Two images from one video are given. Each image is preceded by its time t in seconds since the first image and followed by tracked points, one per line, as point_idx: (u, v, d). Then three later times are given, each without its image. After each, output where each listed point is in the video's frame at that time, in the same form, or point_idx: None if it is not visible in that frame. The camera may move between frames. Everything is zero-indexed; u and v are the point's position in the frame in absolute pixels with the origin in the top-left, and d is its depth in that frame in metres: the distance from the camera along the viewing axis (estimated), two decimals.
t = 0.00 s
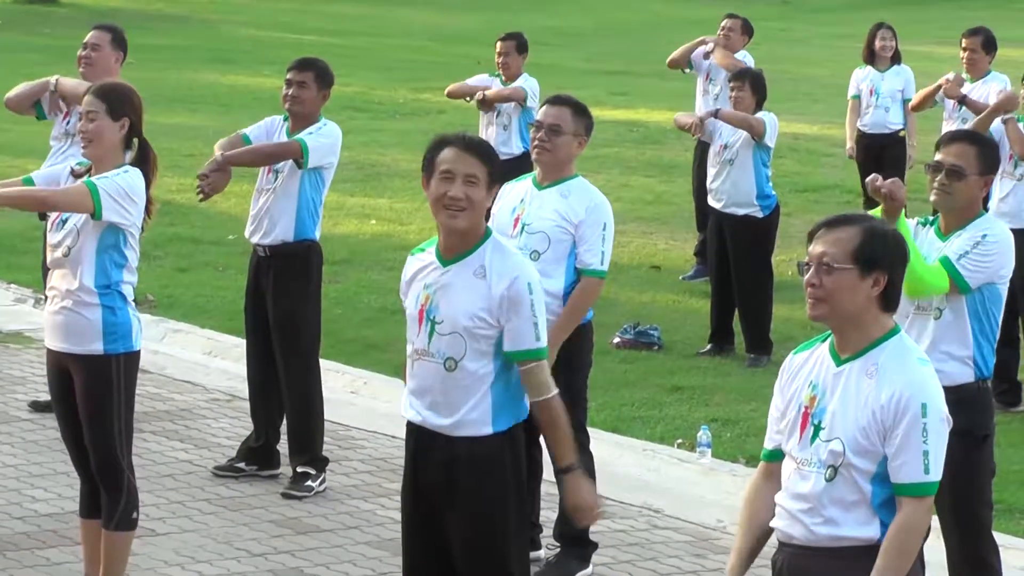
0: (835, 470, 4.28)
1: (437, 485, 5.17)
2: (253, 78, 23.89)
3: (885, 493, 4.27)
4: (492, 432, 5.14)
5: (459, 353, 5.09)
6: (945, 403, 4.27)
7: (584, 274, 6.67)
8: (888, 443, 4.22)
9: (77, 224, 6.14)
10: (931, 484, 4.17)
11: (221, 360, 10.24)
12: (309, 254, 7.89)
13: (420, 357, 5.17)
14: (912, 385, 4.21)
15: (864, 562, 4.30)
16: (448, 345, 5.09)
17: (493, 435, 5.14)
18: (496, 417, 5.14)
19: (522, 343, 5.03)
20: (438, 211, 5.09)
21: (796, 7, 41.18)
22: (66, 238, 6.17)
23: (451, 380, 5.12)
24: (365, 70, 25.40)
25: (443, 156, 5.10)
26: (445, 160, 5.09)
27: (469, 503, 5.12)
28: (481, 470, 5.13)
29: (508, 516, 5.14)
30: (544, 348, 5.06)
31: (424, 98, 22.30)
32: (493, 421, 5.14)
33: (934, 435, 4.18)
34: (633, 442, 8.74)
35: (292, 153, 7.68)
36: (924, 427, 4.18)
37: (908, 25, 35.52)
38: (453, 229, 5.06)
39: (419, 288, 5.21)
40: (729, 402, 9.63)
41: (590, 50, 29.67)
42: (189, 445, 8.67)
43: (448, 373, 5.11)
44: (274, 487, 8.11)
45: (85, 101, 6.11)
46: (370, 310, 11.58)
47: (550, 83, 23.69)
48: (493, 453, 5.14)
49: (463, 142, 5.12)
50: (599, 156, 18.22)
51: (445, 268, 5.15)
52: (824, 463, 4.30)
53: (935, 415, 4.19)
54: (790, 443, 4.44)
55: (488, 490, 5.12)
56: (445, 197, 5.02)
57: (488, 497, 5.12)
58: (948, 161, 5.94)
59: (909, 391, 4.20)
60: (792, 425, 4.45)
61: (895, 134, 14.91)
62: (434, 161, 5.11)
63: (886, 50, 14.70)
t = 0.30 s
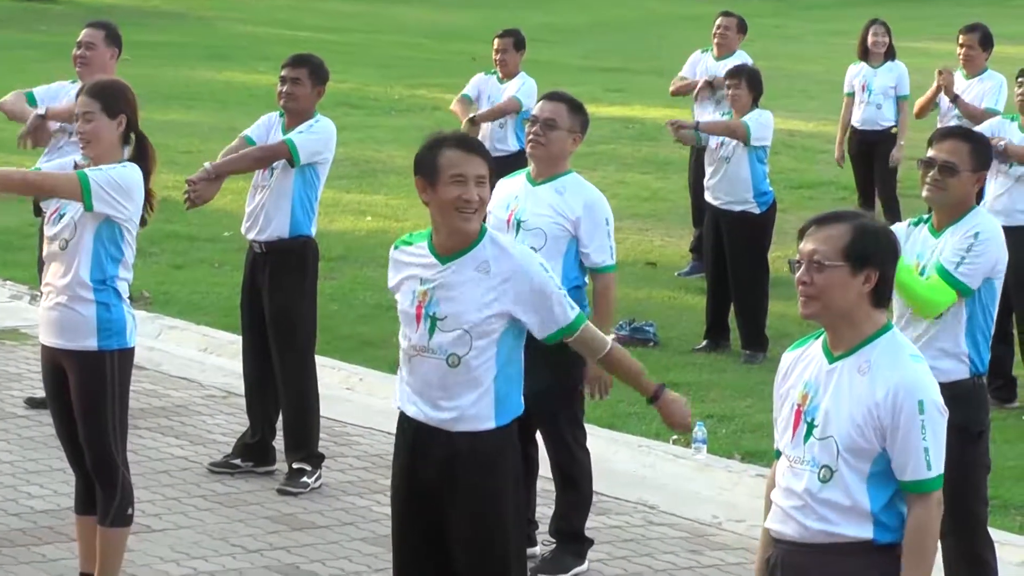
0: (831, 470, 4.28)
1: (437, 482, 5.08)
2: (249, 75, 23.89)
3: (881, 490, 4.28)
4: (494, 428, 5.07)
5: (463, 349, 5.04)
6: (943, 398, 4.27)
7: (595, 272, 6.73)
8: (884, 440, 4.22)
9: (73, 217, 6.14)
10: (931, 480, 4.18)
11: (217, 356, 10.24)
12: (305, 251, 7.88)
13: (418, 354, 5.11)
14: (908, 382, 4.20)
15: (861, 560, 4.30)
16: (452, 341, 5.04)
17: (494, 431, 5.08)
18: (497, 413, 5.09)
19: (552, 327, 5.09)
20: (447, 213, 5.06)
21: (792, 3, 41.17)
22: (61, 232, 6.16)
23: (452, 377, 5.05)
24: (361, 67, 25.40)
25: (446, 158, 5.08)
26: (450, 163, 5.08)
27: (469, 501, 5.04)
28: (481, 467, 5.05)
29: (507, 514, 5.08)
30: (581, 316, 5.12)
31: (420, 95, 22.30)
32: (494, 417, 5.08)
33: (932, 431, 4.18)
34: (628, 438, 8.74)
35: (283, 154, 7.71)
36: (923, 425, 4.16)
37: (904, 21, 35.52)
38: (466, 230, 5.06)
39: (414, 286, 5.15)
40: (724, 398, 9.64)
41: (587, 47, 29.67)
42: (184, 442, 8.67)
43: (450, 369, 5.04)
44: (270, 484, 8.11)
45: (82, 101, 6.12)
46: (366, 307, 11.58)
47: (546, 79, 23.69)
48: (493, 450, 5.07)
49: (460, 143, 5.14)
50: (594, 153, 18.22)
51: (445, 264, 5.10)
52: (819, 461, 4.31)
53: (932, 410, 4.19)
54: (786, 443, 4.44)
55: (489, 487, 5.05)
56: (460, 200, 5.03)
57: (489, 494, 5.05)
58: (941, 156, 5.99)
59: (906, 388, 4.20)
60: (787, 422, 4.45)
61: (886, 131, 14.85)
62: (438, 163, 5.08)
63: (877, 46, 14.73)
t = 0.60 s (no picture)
0: (828, 467, 4.28)
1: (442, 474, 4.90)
2: (245, 71, 23.88)
3: (875, 485, 4.27)
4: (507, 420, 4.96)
5: (475, 344, 4.86)
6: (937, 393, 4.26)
7: (590, 269, 6.67)
8: (879, 436, 4.22)
9: (71, 211, 6.13)
10: (924, 475, 4.16)
11: (213, 353, 10.23)
12: (300, 247, 7.87)
13: (427, 351, 4.89)
14: (902, 376, 4.20)
15: (855, 556, 4.30)
16: (465, 337, 4.86)
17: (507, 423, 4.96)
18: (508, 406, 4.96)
19: (511, 328, 4.83)
20: (459, 209, 4.85)
21: None
22: (60, 225, 6.17)
23: (465, 374, 4.87)
24: (357, 63, 25.39)
25: (461, 155, 4.85)
26: (465, 160, 4.84)
27: (480, 495, 4.88)
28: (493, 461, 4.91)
29: (512, 513, 4.92)
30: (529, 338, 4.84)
31: (416, 91, 22.30)
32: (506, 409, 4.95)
33: (927, 426, 4.17)
34: (623, 434, 8.74)
35: (273, 147, 7.69)
36: (916, 420, 4.16)
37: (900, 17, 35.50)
38: (477, 229, 4.88)
39: (422, 282, 4.90)
40: (720, 394, 9.63)
41: (583, 42, 29.66)
42: (180, 438, 8.67)
43: (463, 365, 4.86)
44: (266, 480, 8.10)
45: (78, 98, 6.10)
46: (362, 303, 11.58)
47: (543, 75, 23.68)
48: (505, 443, 4.95)
49: (472, 137, 4.89)
50: (590, 149, 18.22)
51: (454, 260, 4.89)
52: (815, 457, 4.30)
53: (926, 404, 4.18)
54: (784, 440, 4.43)
55: (501, 481, 4.91)
56: (474, 200, 4.82)
57: (500, 490, 4.90)
58: (931, 152, 5.98)
59: (899, 383, 4.19)
60: (783, 419, 4.45)
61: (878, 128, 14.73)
62: (452, 160, 4.84)
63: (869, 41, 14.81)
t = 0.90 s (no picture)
0: (823, 463, 4.28)
1: (438, 473, 4.89)
2: (239, 68, 23.87)
3: (868, 481, 4.28)
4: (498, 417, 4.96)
5: (467, 342, 4.89)
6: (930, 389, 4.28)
7: (572, 262, 6.69)
8: (873, 431, 4.23)
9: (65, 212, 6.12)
10: (915, 472, 4.18)
11: (207, 349, 10.23)
12: (295, 245, 7.87)
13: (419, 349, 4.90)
14: (898, 373, 4.22)
15: (848, 552, 4.31)
16: (459, 334, 4.88)
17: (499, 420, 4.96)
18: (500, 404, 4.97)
19: (500, 319, 4.85)
20: (453, 205, 4.86)
21: None
22: (54, 225, 6.16)
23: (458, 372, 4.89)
24: (351, 60, 25.37)
25: (456, 153, 4.87)
26: (459, 157, 4.86)
27: (476, 493, 4.87)
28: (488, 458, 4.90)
29: (505, 512, 4.92)
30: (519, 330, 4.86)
31: (410, 88, 22.29)
32: (497, 406, 4.96)
33: (921, 423, 4.18)
34: (618, 431, 8.74)
35: (268, 145, 7.70)
36: (909, 417, 4.17)
37: (894, 15, 35.50)
38: (471, 226, 4.88)
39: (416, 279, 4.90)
40: (714, 391, 9.64)
41: (578, 40, 29.66)
42: (174, 434, 8.66)
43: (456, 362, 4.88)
44: (260, 477, 8.11)
45: (75, 93, 6.09)
46: (357, 299, 11.58)
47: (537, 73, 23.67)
48: (498, 439, 4.95)
49: (466, 135, 4.92)
50: (584, 146, 18.23)
51: (447, 258, 4.89)
52: (811, 453, 4.31)
53: (920, 402, 4.19)
54: (779, 435, 4.42)
55: (495, 477, 4.90)
56: (468, 195, 4.83)
57: (494, 488, 4.89)
58: (922, 147, 5.96)
59: (894, 379, 4.21)
60: (778, 413, 4.45)
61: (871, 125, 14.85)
62: (446, 156, 4.87)
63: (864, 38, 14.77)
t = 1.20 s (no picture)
0: (821, 462, 4.28)
1: (429, 473, 4.91)
2: (234, 67, 23.84)
3: (868, 481, 4.27)
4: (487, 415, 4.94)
5: (460, 342, 4.93)
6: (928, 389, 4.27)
7: (573, 264, 6.70)
8: (871, 431, 4.22)
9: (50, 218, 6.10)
10: (915, 471, 4.18)
11: (202, 348, 10.22)
12: (293, 246, 7.85)
13: (409, 348, 4.98)
14: (898, 373, 4.20)
15: (847, 550, 4.30)
16: (449, 334, 4.93)
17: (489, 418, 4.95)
18: (493, 400, 4.97)
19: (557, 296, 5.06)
20: (438, 207, 4.90)
21: None
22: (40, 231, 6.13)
23: (449, 372, 4.93)
24: (346, 59, 25.35)
25: (439, 155, 4.92)
26: (443, 160, 4.91)
27: (464, 492, 4.88)
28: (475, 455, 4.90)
29: (498, 508, 4.92)
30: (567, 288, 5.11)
31: (406, 87, 22.26)
32: (490, 404, 4.96)
33: (919, 423, 4.18)
34: (614, 430, 8.74)
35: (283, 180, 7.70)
36: (909, 415, 4.17)
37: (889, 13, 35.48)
38: (458, 229, 4.93)
39: (405, 278, 5.00)
40: (710, 390, 9.63)
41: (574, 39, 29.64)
42: (169, 434, 8.66)
43: (446, 364, 4.93)
44: (256, 476, 8.11)
45: (64, 85, 6.08)
46: (352, 299, 11.56)
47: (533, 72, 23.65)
48: (487, 436, 4.93)
49: (449, 137, 4.97)
50: (579, 145, 18.21)
51: (435, 259, 4.95)
52: (808, 452, 4.30)
53: (920, 402, 4.18)
54: (775, 433, 4.42)
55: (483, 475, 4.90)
56: (453, 197, 4.87)
57: (483, 485, 4.89)
58: (914, 147, 5.92)
59: (894, 378, 4.20)
60: (775, 412, 4.44)
61: (870, 124, 14.85)
62: (431, 160, 4.91)
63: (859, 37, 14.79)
